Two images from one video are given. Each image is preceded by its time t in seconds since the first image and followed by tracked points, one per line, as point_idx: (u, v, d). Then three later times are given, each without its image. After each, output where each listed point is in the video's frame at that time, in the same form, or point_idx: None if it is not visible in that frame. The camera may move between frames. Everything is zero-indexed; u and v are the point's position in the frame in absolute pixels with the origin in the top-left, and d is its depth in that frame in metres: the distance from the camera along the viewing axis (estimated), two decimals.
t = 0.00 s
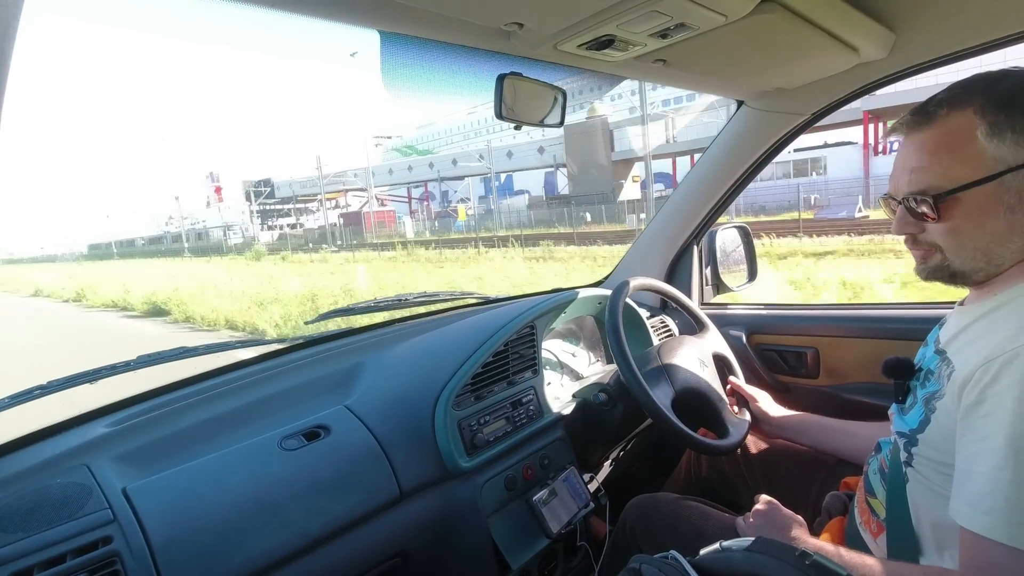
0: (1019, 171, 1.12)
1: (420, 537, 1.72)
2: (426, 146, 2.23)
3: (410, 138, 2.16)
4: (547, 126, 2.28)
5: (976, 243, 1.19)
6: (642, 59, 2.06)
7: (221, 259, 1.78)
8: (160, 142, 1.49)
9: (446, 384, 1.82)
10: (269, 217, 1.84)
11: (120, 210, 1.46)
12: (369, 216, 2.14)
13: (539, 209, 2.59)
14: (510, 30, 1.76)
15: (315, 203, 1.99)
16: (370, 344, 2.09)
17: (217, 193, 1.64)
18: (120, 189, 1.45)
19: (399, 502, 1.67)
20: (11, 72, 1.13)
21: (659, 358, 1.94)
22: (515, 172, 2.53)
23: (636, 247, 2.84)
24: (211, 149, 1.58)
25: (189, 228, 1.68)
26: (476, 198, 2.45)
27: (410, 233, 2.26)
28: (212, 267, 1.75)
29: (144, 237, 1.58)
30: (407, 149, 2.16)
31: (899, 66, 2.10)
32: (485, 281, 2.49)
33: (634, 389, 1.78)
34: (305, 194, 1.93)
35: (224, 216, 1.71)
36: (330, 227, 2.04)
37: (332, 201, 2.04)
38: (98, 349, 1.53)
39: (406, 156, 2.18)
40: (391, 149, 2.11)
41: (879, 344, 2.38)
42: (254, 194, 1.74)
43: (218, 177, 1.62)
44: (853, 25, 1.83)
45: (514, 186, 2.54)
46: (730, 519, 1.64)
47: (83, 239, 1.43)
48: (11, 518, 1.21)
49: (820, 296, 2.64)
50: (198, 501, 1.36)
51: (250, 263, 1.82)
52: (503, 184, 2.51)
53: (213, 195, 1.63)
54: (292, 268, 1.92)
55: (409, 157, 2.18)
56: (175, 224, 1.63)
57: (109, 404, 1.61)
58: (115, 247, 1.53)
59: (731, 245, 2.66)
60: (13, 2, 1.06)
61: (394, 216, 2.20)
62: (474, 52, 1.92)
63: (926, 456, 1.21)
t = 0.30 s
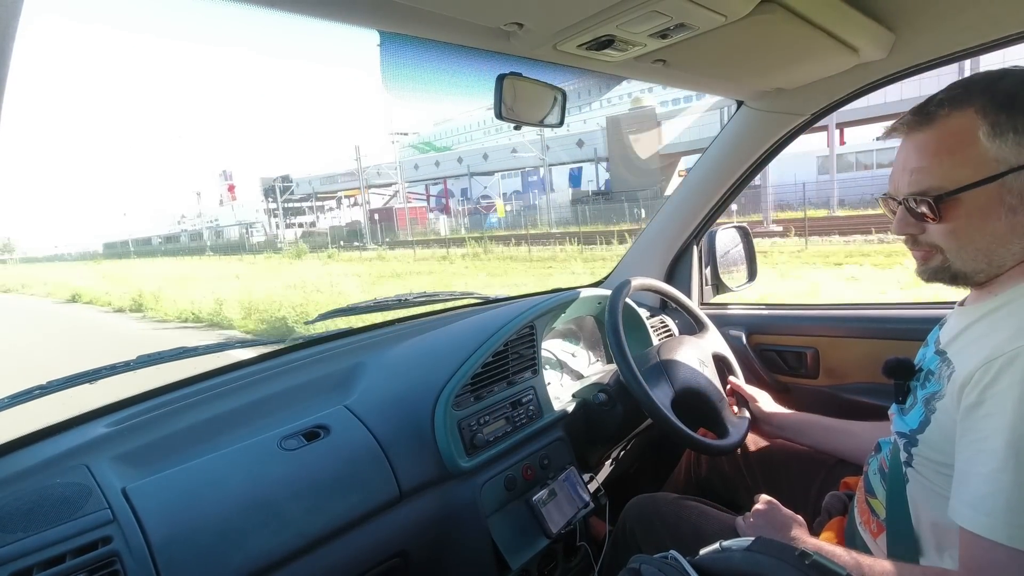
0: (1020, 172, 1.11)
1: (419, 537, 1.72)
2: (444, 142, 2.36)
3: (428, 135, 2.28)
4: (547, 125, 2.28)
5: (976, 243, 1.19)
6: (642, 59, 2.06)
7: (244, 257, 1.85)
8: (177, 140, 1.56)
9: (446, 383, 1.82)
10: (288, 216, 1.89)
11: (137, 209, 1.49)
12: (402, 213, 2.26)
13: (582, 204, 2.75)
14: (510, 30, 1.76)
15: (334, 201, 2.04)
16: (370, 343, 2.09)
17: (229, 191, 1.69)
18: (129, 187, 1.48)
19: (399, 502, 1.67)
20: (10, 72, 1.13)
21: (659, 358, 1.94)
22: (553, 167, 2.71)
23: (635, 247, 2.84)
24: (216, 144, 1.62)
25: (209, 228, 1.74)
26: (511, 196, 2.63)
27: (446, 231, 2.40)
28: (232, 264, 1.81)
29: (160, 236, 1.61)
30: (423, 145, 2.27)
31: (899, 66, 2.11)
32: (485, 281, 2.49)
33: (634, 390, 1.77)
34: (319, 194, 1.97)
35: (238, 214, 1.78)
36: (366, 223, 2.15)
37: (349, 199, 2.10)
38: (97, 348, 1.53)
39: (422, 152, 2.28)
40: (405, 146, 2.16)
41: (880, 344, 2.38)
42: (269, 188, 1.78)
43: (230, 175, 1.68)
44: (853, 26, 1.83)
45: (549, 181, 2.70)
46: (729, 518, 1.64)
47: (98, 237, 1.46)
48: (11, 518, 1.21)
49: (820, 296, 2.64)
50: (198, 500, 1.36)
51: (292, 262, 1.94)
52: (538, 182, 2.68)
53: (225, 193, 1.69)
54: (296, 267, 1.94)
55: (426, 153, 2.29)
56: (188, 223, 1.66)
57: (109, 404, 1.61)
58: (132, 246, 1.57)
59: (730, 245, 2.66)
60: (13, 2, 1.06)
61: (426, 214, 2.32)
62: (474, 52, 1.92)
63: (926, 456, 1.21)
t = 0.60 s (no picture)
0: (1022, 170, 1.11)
1: (419, 537, 1.72)
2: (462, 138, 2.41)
3: (444, 132, 2.31)
4: (547, 125, 2.28)
5: (977, 240, 1.19)
6: (642, 59, 2.06)
7: (272, 255, 1.90)
8: (192, 136, 1.57)
9: (446, 383, 1.82)
10: (313, 213, 1.93)
11: (153, 207, 1.53)
12: (437, 209, 2.34)
13: (627, 200, 2.79)
14: (510, 30, 1.76)
15: (351, 199, 2.05)
16: (371, 343, 2.09)
17: (240, 189, 1.69)
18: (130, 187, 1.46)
19: (399, 502, 1.67)
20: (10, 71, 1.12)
21: (659, 358, 1.94)
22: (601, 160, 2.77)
23: (635, 247, 2.84)
24: (222, 144, 1.63)
25: (224, 226, 1.75)
26: (554, 194, 2.67)
27: (479, 228, 2.49)
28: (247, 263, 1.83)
29: (177, 234, 1.64)
30: (440, 142, 2.32)
31: (899, 66, 2.11)
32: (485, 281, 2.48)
33: (634, 389, 1.77)
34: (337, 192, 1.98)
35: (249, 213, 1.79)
36: (394, 221, 2.21)
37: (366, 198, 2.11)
38: (97, 349, 1.53)
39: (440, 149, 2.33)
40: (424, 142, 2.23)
41: (880, 344, 2.38)
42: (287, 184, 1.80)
43: (242, 173, 1.68)
44: (853, 25, 1.83)
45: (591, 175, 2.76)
46: (729, 518, 1.64)
47: (115, 235, 1.48)
48: (11, 518, 1.21)
49: (821, 296, 2.64)
50: (198, 500, 1.36)
51: (337, 260, 2.03)
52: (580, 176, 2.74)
53: (236, 190, 1.68)
54: (304, 264, 1.96)
55: (444, 149, 2.35)
56: (199, 221, 1.66)
57: (109, 404, 1.61)
58: (148, 245, 1.60)
59: (730, 245, 2.67)
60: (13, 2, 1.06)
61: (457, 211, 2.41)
62: (475, 52, 1.92)
63: (925, 457, 1.21)
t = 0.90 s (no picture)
0: (999, 159, 1.15)
1: (419, 537, 1.72)
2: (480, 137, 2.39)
3: (464, 129, 2.33)
4: (547, 125, 2.28)
5: (943, 218, 1.25)
6: (641, 59, 2.06)
7: (296, 254, 1.95)
8: (210, 132, 1.61)
9: (446, 383, 1.82)
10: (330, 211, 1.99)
11: (170, 204, 1.55)
12: (476, 205, 2.51)
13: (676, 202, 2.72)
14: (510, 30, 1.76)
15: (373, 195, 2.14)
16: (371, 343, 2.09)
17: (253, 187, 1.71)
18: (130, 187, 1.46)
19: (399, 502, 1.67)
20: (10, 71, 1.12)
21: (659, 358, 1.94)
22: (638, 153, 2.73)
23: (635, 247, 2.84)
24: (222, 145, 1.63)
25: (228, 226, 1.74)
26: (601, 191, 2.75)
27: (524, 226, 2.67)
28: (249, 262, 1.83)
29: (193, 232, 1.67)
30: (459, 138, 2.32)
31: (898, 66, 2.11)
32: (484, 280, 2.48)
33: (635, 387, 1.78)
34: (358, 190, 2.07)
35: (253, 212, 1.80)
36: (427, 217, 2.34)
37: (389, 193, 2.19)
38: (98, 348, 1.53)
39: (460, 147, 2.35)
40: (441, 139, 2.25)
41: (879, 343, 2.38)
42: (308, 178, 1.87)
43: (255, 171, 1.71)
44: (853, 25, 1.83)
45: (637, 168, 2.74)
46: (729, 518, 1.64)
47: (125, 235, 1.50)
48: (11, 518, 1.21)
49: (820, 295, 2.64)
50: (199, 500, 1.36)
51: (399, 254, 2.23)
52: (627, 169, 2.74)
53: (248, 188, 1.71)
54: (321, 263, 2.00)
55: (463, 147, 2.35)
56: (209, 222, 1.67)
57: (109, 404, 1.61)
58: (165, 244, 1.63)
59: (730, 245, 2.67)
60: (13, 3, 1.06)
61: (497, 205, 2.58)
62: (475, 52, 1.93)
63: (925, 457, 1.21)
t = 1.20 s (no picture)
0: (995, 155, 1.15)
1: (420, 536, 1.72)
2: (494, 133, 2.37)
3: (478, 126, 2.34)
4: (547, 125, 2.28)
5: (942, 212, 1.26)
6: (642, 59, 2.06)
7: (319, 253, 1.96)
8: (226, 128, 1.61)
9: (446, 383, 1.82)
10: (344, 209, 2.00)
11: (186, 202, 1.55)
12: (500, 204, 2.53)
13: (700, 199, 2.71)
14: (510, 30, 1.76)
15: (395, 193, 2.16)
16: (371, 343, 2.10)
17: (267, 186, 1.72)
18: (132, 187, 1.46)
19: (399, 502, 1.67)
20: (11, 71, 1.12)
21: (659, 357, 1.94)
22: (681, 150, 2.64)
23: (635, 247, 2.84)
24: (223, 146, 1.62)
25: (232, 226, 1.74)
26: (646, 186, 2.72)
27: (566, 223, 2.69)
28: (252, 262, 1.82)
29: (206, 231, 1.67)
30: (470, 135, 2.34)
31: (899, 66, 2.11)
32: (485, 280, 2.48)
33: (635, 387, 1.78)
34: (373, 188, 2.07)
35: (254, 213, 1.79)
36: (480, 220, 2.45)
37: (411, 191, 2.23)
38: (98, 348, 1.53)
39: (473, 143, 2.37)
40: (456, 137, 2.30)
41: (879, 343, 2.38)
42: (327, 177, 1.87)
43: (267, 170, 1.70)
44: (853, 25, 1.83)
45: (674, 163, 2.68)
46: (729, 517, 1.64)
47: (128, 233, 1.49)
48: (12, 518, 1.21)
49: (820, 295, 2.64)
50: (199, 499, 1.36)
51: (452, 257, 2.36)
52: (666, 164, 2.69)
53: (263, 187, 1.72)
54: (343, 261, 2.02)
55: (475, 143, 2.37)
56: (222, 220, 1.67)
57: (109, 404, 1.61)
58: (182, 243, 1.65)
59: (730, 245, 2.67)
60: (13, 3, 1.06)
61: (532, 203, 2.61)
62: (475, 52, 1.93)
63: (925, 457, 1.21)
